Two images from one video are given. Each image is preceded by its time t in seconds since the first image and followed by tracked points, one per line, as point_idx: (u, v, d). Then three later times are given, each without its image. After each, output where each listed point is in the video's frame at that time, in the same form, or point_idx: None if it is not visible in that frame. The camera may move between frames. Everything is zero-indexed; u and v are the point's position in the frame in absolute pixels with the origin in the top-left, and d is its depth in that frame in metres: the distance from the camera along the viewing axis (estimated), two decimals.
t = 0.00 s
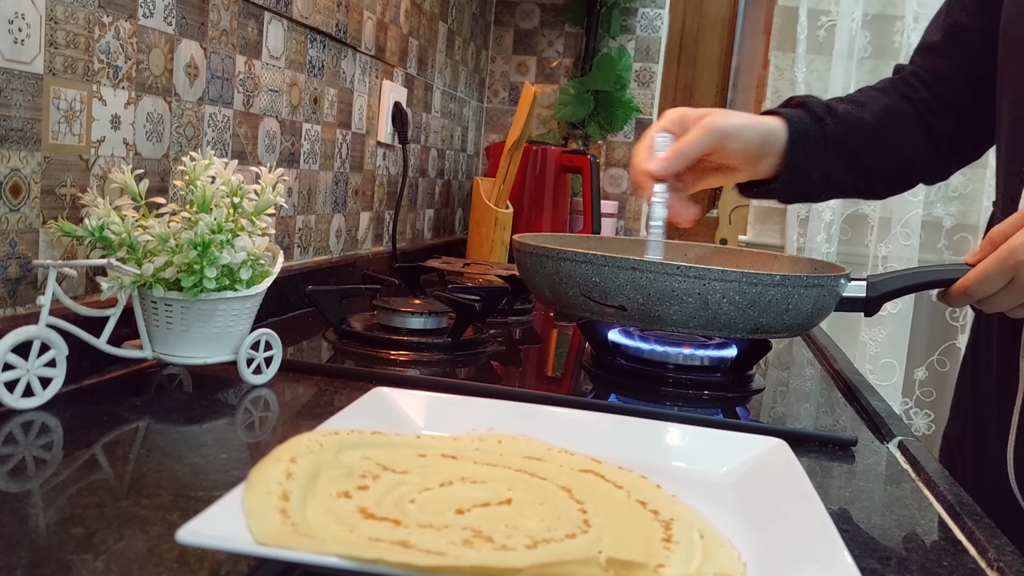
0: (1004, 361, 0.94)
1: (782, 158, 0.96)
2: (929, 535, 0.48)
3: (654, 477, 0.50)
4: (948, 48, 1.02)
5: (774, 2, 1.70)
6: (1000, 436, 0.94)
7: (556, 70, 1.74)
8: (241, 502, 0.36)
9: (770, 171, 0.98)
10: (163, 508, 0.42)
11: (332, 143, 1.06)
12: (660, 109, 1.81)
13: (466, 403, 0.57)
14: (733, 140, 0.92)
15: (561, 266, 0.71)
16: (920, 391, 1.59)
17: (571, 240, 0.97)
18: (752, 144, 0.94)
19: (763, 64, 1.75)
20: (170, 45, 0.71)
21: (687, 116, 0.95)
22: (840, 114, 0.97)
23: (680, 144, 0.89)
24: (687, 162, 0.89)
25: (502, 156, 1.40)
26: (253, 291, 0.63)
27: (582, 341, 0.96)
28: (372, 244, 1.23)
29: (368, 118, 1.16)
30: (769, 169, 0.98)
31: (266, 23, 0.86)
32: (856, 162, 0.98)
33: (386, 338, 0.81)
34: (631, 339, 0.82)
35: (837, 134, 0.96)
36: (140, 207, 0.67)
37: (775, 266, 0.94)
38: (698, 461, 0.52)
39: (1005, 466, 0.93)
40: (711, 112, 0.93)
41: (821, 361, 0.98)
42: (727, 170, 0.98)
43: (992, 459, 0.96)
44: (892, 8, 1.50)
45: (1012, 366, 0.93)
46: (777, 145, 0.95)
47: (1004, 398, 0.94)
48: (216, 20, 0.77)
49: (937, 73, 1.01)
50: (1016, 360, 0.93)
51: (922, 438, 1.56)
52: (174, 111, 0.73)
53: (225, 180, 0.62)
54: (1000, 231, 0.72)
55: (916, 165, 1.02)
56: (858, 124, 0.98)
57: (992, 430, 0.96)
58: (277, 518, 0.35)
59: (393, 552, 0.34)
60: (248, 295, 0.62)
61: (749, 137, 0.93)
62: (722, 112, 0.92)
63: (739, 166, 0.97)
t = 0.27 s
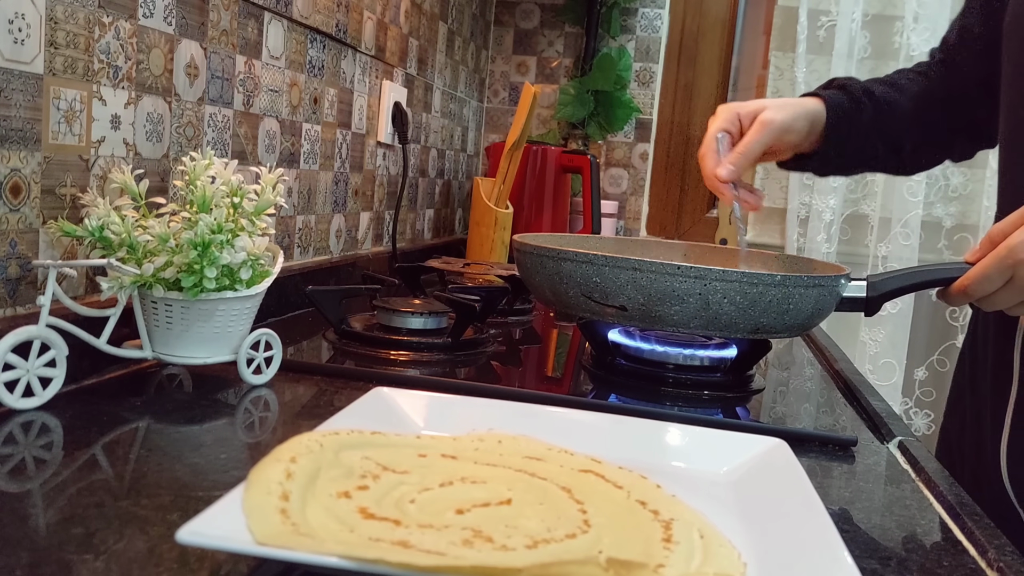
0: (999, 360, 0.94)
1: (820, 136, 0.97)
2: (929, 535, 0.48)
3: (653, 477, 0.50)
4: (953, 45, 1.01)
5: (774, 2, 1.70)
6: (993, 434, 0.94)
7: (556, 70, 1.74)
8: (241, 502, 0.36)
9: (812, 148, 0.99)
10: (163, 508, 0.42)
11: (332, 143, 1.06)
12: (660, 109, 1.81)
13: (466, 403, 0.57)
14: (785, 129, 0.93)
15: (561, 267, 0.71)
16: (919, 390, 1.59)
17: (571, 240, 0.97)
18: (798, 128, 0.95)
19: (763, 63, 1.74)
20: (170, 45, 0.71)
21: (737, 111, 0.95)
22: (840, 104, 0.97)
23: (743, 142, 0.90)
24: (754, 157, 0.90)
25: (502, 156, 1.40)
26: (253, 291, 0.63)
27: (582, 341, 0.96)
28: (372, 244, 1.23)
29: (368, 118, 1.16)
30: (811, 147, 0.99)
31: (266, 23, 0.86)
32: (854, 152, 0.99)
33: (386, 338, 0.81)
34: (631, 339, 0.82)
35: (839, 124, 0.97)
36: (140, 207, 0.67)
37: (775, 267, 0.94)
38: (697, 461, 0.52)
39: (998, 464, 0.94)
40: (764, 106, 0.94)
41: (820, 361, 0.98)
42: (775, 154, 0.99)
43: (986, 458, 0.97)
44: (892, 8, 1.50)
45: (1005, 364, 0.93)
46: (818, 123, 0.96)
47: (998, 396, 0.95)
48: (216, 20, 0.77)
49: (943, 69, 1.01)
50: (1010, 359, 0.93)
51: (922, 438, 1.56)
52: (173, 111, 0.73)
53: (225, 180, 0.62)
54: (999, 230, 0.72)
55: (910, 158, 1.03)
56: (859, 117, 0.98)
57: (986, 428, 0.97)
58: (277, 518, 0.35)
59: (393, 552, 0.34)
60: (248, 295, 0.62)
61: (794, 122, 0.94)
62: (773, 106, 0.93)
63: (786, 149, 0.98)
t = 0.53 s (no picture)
0: (999, 361, 0.94)
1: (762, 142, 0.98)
2: (929, 535, 0.48)
3: (654, 477, 0.50)
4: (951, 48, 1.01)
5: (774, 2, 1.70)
6: (994, 434, 0.94)
7: (556, 70, 1.74)
8: (241, 502, 0.36)
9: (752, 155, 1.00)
10: (163, 508, 0.42)
11: (332, 143, 1.06)
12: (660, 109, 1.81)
13: (466, 403, 0.57)
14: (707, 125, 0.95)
15: (561, 267, 0.71)
16: (919, 391, 1.60)
17: (571, 240, 0.97)
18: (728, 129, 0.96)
19: (764, 63, 1.74)
20: (170, 45, 0.71)
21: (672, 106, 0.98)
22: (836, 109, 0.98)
23: (656, 130, 0.92)
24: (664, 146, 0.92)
25: (502, 156, 1.40)
26: (253, 291, 0.63)
27: (582, 341, 0.96)
28: (372, 244, 1.23)
29: (368, 118, 1.16)
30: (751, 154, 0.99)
31: (266, 23, 0.86)
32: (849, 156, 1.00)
33: (386, 339, 0.81)
34: (631, 339, 0.82)
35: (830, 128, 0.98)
36: (140, 207, 0.67)
37: (775, 266, 0.94)
38: (697, 461, 0.52)
39: (1000, 464, 0.93)
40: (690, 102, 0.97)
41: (821, 361, 0.98)
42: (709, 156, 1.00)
43: (988, 457, 0.96)
44: (892, 8, 1.50)
45: (1007, 364, 0.93)
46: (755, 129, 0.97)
47: (999, 396, 0.94)
48: (216, 20, 0.77)
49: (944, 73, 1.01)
50: (1011, 359, 0.93)
51: (922, 438, 1.56)
52: (174, 111, 0.73)
53: (225, 180, 0.62)
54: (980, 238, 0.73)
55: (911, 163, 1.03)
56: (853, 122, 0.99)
57: (987, 428, 0.97)
58: (277, 518, 0.35)
59: (393, 552, 0.34)
60: (248, 295, 0.62)
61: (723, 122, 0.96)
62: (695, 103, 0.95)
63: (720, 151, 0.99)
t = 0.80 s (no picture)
0: (1002, 363, 0.94)
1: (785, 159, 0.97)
2: (929, 535, 0.48)
3: (653, 477, 0.50)
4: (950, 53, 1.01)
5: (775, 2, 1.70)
6: (998, 435, 0.94)
7: (556, 70, 1.74)
8: (241, 502, 0.36)
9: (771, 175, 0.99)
10: (163, 508, 0.42)
11: (332, 143, 1.06)
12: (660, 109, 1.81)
13: (466, 403, 0.57)
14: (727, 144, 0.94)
15: (561, 267, 0.71)
16: (920, 391, 1.60)
17: (572, 240, 0.97)
18: (750, 148, 0.96)
19: (764, 63, 1.74)
20: (170, 45, 0.71)
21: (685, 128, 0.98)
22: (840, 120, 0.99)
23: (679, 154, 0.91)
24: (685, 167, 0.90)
25: (502, 156, 1.40)
26: (253, 291, 0.63)
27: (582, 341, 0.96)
28: (372, 244, 1.23)
29: (368, 118, 1.16)
30: (773, 173, 0.98)
31: (266, 23, 0.86)
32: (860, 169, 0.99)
33: (386, 338, 0.81)
34: (631, 339, 0.82)
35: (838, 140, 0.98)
36: (140, 207, 0.67)
37: (775, 266, 0.94)
38: (697, 461, 0.52)
39: (1004, 465, 0.94)
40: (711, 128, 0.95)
41: (821, 361, 0.98)
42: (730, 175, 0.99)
43: (990, 459, 0.97)
44: (892, 8, 1.51)
45: (1010, 366, 0.93)
46: (777, 147, 0.96)
47: (1003, 398, 0.95)
48: (216, 20, 0.77)
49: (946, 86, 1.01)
50: (1014, 360, 0.93)
51: (922, 438, 1.56)
52: (174, 111, 0.73)
53: (225, 180, 0.62)
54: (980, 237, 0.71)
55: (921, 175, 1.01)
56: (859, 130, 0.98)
57: (990, 429, 0.97)
58: (277, 518, 0.35)
59: (393, 552, 0.34)
60: (248, 295, 0.62)
61: (745, 140, 0.95)
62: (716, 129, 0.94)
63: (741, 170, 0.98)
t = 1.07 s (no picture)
0: (999, 363, 0.95)
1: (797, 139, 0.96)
2: (928, 535, 0.48)
3: (654, 478, 0.50)
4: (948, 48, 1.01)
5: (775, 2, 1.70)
6: (995, 434, 0.95)
7: (556, 70, 1.74)
8: (241, 502, 0.36)
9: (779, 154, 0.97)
10: (163, 508, 0.42)
11: (332, 143, 1.06)
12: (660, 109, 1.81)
13: (466, 403, 0.57)
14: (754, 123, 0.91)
15: (559, 267, 0.71)
16: (920, 390, 1.60)
17: (571, 241, 0.97)
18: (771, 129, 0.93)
19: (763, 63, 1.74)
20: (170, 45, 0.71)
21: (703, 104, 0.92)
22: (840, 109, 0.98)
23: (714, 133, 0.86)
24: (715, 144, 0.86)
25: (502, 156, 1.40)
26: (253, 291, 0.63)
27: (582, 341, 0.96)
28: (372, 244, 1.23)
29: (368, 118, 1.16)
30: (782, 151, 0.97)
31: (266, 23, 0.86)
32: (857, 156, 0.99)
33: (386, 339, 0.81)
34: (631, 339, 0.82)
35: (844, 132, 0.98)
36: (140, 207, 0.67)
37: (775, 266, 0.94)
38: (698, 462, 0.52)
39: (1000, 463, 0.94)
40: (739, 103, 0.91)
41: (821, 361, 0.98)
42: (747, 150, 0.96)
43: (988, 457, 0.97)
44: (892, 7, 1.51)
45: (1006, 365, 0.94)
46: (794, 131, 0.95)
47: (1000, 396, 0.95)
48: (216, 20, 0.77)
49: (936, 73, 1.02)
50: (1010, 360, 0.93)
51: (922, 438, 1.56)
52: (174, 111, 0.73)
53: (225, 180, 0.62)
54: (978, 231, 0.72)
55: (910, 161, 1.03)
56: (862, 118, 0.98)
57: (988, 428, 0.97)
58: (277, 518, 0.35)
59: (392, 552, 0.34)
60: (248, 295, 0.62)
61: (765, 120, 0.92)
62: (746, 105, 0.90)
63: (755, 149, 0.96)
